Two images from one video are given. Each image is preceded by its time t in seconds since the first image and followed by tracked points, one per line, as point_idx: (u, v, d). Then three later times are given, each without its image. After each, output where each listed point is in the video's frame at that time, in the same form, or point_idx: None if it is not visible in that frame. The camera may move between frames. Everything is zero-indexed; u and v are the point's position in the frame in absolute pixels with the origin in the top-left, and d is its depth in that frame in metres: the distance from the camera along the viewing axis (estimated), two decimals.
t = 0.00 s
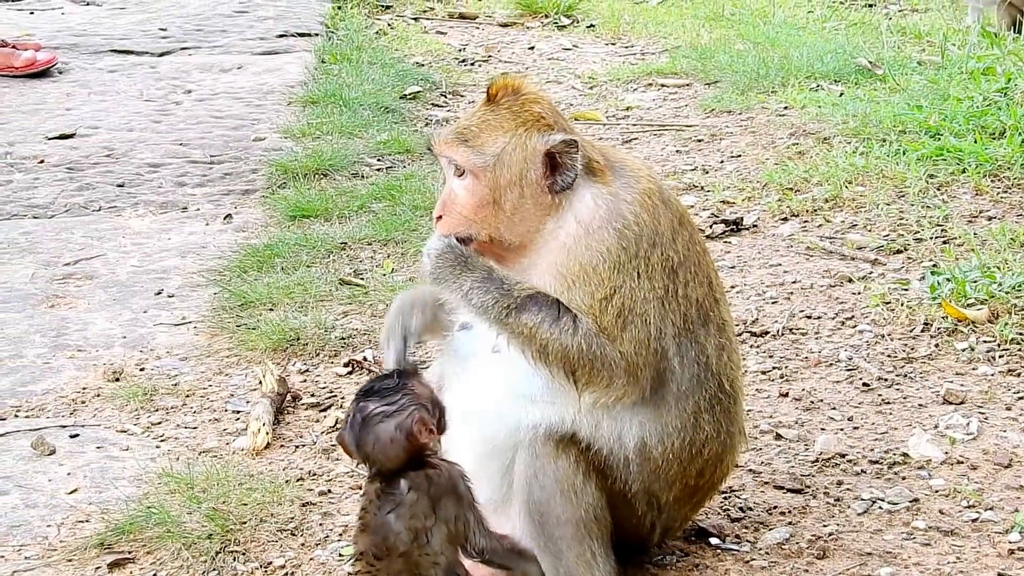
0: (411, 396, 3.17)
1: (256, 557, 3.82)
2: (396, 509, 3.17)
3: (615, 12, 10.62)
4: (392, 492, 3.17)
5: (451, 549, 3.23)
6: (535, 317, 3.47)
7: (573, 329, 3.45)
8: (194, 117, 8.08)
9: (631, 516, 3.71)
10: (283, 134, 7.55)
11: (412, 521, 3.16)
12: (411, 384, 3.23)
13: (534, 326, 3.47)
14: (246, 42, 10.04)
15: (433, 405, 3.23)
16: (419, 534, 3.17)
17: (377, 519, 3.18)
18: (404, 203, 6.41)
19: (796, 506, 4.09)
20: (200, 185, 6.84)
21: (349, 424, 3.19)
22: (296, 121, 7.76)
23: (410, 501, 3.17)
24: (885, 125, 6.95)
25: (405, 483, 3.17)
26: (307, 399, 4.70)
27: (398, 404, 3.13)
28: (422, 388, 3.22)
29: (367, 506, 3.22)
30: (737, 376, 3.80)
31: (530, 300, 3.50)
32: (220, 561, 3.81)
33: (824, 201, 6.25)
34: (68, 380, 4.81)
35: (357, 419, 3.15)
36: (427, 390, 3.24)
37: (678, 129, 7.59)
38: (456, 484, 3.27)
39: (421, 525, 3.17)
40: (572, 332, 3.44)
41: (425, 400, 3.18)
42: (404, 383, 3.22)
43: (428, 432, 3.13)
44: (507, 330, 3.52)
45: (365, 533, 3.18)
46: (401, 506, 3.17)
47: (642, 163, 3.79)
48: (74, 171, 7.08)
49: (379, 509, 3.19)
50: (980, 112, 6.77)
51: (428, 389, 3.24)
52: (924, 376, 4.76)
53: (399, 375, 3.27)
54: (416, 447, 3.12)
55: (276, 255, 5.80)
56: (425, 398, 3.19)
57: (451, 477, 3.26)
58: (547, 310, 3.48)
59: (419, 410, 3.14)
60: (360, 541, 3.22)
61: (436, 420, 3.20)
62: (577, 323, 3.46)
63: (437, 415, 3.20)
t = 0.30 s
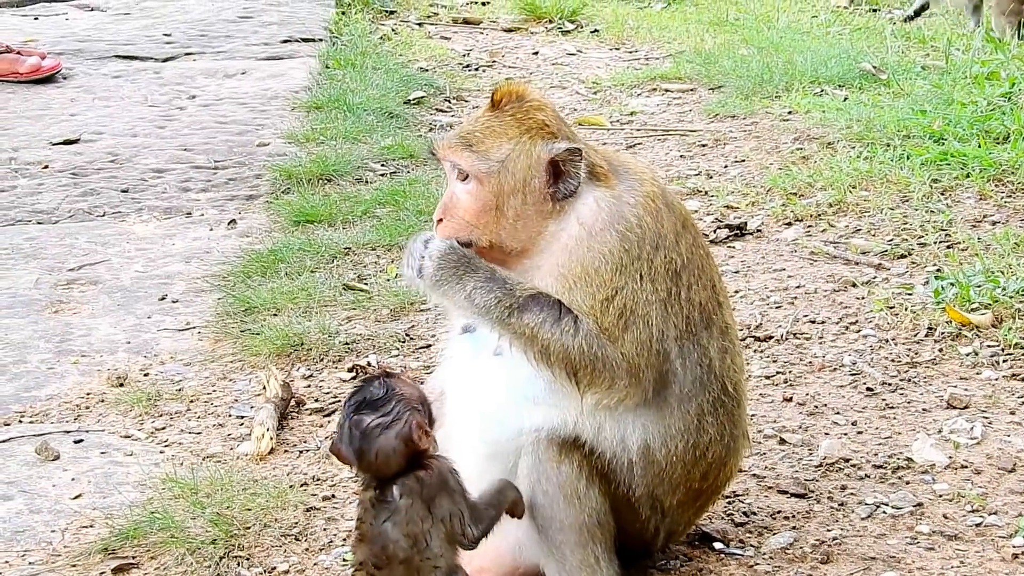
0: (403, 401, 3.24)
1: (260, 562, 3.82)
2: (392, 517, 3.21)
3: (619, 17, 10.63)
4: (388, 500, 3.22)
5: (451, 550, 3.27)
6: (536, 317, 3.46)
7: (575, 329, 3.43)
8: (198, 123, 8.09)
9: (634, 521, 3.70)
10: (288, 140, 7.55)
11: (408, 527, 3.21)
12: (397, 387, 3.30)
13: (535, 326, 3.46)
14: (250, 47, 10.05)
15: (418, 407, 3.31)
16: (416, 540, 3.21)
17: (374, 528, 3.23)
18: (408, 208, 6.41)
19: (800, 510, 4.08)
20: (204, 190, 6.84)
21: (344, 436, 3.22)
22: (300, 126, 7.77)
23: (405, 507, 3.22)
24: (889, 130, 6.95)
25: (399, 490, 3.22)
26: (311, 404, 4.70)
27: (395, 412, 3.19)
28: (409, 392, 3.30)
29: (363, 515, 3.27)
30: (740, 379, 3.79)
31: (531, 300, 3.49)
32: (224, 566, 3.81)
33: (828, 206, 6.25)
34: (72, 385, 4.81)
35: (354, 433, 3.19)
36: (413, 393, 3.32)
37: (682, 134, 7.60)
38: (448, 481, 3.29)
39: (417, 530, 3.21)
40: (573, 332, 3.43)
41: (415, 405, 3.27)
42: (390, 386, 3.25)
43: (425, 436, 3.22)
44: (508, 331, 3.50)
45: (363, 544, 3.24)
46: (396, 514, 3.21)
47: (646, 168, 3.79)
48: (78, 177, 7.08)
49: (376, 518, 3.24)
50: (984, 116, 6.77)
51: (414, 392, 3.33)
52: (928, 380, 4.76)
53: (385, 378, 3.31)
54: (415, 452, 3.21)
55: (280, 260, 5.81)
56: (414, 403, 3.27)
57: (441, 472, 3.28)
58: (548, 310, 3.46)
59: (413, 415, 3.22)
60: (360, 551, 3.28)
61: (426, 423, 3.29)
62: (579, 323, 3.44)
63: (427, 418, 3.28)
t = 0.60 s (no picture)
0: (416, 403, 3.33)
1: (264, 566, 3.83)
2: (398, 521, 3.22)
3: (622, 21, 10.63)
4: (393, 503, 3.24)
5: (454, 554, 3.29)
6: (541, 325, 3.47)
7: (580, 336, 3.44)
8: (201, 127, 8.09)
9: (638, 525, 3.70)
10: (291, 144, 7.56)
11: (414, 532, 3.22)
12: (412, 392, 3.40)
13: (540, 335, 3.46)
14: (253, 52, 10.06)
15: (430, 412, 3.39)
16: (422, 545, 3.22)
17: (380, 532, 3.24)
18: (412, 212, 6.42)
19: (803, 514, 4.08)
20: (208, 195, 6.85)
21: (356, 428, 3.28)
22: (303, 130, 7.77)
23: (411, 510, 3.23)
24: (892, 134, 6.95)
25: (405, 491, 3.24)
26: (315, 408, 4.70)
27: (408, 408, 3.28)
28: (423, 398, 3.40)
29: (369, 519, 3.27)
30: (745, 384, 3.79)
31: (535, 308, 3.50)
32: (227, 570, 3.81)
33: (831, 210, 6.25)
34: (76, 390, 4.82)
35: (365, 424, 3.26)
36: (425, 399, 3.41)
37: (685, 138, 7.60)
38: (452, 484, 3.32)
39: (423, 535, 3.23)
40: (578, 340, 3.44)
41: (427, 408, 3.35)
42: (405, 386, 3.39)
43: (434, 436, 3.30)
44: (513, 337, 3.50)
45: (369, 549, 3.24)
46: (402, 518, 3.22)
47: (651, 173, 3.79)
48: (82, 181, 7.09)
49: (382, 521, 3.24)
50: (987, 120, 6.77)
51: (428, 399, 3.42)
52: (931, 384, 4.75)
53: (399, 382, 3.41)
54: (425, 450, 3.27)
55: (283, 264, 5.81)
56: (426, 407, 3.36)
57: (446, 474, 3.30)
58: (553, 317, 3.47)
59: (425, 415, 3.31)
60: (364, 555, 3.28)
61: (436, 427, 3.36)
62: (584, 330, 3.45)
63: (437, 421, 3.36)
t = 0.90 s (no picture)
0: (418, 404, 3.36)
1: (269, 570, 3.83)
2: (403, 524, 3.24)
3: (627, 24, 10.63)
4: (398, 506, 3.26)
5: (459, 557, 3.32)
6: (543, 338, 3.45)
7: (584, 347, 3.42)
8: (206, 130, 8.10)
9: (644, 530, 3.71)
10: (296, 148, 7.56)
11: (421, 535, 3.24)
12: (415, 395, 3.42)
13: (543, 348, 3.45)
14: (258, 55, 10.07)
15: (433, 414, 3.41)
16: (429, 548, 3.24)
17: (386, 536, 3.25)
18: (416, 216, 6.42)
19: (808, 518, 4.08)
20: (212, 198, 6.86)
21: (358, 431, 3.33)
22: (308, 134, 7.78)
23: (417, 512, 3.25)
24: (897, 137, 6.95)
25: (409, 494, 3.26)
26: (319, 412, 4.71)
27: (409, 410, 3.31)
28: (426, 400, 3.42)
29: (375, 523, 3.29)
30: (750, 388, 3.78)
31: (537, 322, 3.47)
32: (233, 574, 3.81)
33: (835, 213, 6.25)
34: (81, 394, 4.83)
35: (367, 427, 3.31)
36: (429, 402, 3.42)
37: (689, 141, 7.60)
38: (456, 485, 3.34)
39: (430, 537, 3.25)
40: (582, 350, 3.42)
41: (430, 410, 3.37)
42: (408, 390, 3.41)
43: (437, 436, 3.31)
44: (518, 353, 3.48)
45: (376, 553, 3.25)
46: (408, 521, 3.24)
47: (651, 175, 3.79)
48: (87, 185, 7.10)
49: (388, 525, 3.26)
50: (992, 123, 6.77)
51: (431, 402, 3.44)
52: (935, 388, 4.75)
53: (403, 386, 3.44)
54: (427, 450, 3.28)
55: (288, 268, 5.82)
56: (429, 408, 3.38)
57: (449, 475, 3.32)
58: (555, 330, 3.45)
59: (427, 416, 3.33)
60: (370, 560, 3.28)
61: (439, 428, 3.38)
62: (588, 340, 3.43)
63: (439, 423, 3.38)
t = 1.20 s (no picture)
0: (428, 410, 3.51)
1: None
2: (406, 526, 3.32)
3: (630, 33, 10.66)
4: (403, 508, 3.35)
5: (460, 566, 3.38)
6: (540, 360, 3.48)
7: (583, 362, 3.45)
8: (210, 139, 8.12)
9: (645, 536, 3.71)
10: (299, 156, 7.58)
11: (422, 538, 3.31)
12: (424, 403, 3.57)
13: (541, 369, 3.48)
14: (261, 63, 10.09)
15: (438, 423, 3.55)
16: (430, 552, 3.31)
17: (389, 539, 3.32)
18: (419, 223, 6.44)
19: (809, 525, 4.08)
20: (216, 206, 6.87)
21: (371, 430, 3.46)
22: (311, 142, 7.80)
23: (420, 513, 3.34)
24: (899, 145, 6.97)
25: (414, 494, 3.36)
26: (322, 419, 4.72)
27: (423, 408, 3.47)
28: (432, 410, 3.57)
29: (377, 528, 3.36)
30: (751, 396, 3.79)
31: (533, 344, 3.50)
32: None
33: (838, 220, 6.26)
34: (84, 400, 4.84)
35: (379, 425, 3.44)
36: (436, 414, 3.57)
37: (692, 149, 7.61)
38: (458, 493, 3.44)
39: (431, 540, 3.32)
40: (582, 365, 3.45)
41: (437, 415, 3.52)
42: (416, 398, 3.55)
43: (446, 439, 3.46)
44: (515, 377, 3.51)
45: (378, 558, 3.30)
46: (411, 523, 3.32)
47: (652, 182, 3.79)
48: (91, 193, 7.11)
49: (391, 527, 3.33)
50: (994, 131, 6.78)
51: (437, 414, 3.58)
52: (937, 395, 4.76)
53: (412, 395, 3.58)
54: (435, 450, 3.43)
55: (291, 276, 5.83)
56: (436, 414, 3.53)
57: (452, 481, 3.43)
58: (551, 350, 3.48)
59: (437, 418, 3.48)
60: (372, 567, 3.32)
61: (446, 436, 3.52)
62: (587, 354, 3.46)
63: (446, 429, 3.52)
